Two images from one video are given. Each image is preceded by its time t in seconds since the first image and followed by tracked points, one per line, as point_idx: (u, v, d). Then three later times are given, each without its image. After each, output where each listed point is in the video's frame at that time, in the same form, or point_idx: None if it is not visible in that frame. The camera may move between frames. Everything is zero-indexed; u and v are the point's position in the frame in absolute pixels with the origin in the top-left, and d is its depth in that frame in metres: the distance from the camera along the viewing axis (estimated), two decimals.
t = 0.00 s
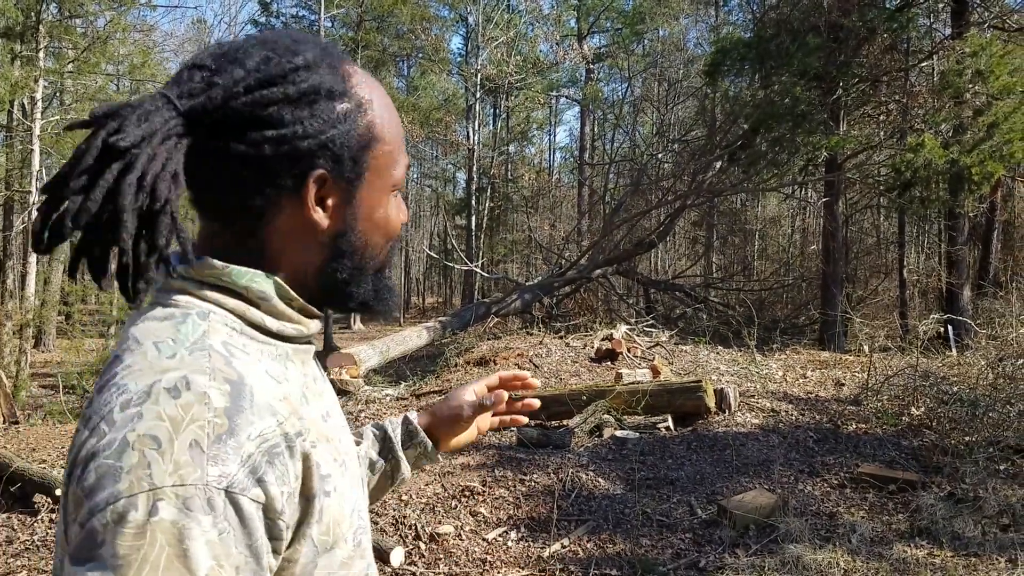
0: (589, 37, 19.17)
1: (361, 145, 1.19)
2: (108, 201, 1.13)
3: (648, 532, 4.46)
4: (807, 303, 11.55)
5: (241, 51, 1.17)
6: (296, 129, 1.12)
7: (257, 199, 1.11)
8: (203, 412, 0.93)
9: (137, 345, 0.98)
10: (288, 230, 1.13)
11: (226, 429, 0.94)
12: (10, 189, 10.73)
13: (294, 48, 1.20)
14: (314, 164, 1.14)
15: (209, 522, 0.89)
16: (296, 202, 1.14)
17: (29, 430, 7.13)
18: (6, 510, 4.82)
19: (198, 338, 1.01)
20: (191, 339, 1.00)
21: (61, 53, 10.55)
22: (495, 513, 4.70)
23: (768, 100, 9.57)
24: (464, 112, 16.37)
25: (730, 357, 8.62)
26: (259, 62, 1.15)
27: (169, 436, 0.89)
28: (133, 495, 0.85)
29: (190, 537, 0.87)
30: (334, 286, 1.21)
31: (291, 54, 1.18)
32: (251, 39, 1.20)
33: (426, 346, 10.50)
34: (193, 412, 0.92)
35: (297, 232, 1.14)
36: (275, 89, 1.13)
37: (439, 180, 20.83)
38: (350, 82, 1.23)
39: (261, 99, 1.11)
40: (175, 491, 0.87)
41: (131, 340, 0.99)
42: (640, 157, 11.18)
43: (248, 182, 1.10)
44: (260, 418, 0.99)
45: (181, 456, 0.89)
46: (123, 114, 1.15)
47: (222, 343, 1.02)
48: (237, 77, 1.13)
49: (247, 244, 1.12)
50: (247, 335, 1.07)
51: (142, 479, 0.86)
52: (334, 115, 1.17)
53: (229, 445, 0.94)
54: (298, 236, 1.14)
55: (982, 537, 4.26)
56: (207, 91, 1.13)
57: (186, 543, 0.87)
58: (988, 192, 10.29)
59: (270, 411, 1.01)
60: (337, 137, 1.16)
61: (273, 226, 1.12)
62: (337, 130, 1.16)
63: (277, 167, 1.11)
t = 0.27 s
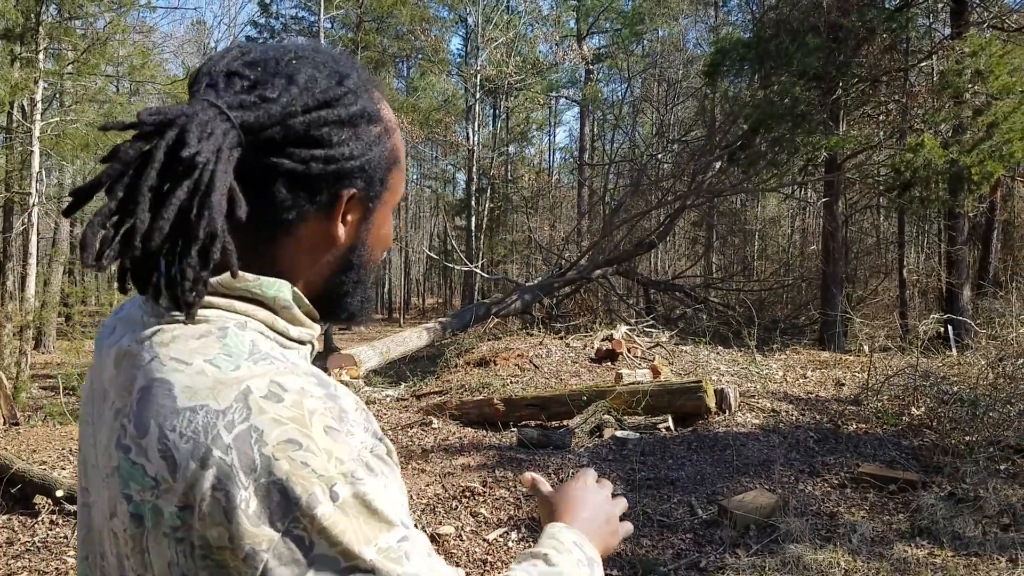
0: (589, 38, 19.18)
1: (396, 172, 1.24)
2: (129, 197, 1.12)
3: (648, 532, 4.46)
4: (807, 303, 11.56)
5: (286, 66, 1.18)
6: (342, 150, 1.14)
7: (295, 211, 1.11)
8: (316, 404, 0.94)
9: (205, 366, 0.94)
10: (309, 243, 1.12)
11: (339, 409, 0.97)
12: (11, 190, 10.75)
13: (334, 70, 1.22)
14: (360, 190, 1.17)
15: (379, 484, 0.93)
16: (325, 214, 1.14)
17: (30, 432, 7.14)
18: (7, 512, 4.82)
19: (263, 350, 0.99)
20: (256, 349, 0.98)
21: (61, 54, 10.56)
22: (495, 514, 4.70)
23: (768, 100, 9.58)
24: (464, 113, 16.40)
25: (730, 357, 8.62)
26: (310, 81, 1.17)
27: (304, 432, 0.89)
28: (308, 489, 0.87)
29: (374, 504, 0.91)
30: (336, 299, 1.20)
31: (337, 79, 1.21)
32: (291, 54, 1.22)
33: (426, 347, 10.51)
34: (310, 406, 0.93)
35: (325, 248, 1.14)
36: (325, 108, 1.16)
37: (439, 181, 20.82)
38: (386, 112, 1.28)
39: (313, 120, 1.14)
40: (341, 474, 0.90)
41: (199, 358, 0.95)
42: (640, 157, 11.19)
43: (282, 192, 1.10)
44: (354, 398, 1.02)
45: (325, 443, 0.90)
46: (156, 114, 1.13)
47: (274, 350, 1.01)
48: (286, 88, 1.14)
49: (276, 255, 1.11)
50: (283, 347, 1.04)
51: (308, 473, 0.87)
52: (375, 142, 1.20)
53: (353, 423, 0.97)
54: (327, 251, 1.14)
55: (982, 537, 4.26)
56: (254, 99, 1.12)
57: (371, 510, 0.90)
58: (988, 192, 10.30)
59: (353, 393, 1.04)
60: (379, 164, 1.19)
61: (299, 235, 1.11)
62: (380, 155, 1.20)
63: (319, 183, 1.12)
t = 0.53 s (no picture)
0: (588, 38, 19.17)
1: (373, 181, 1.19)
2: (94, 215, 1.11)
3: (648, 534, 4.47)
4: (807, 304, 11.56)
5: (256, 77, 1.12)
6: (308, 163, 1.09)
7: (266, 226, 1.08)
8: (354, 370, 1.01)
9: (238, 367, 0.97)
10: (280, 253, 1.10)
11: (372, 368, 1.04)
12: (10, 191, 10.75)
13: (307, 79, 1.16)
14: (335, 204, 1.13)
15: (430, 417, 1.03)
16: (291, 224, 1.10)
17: (29, 432, 7.13)
18: (7, 513, 4.81)
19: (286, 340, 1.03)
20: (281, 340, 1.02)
21: (61, 55, 10.56)
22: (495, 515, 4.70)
23: (768, 101, 9.58)
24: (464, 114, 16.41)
25: (730, 358, 8.63)
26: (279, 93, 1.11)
27: (362, 401, 0.97)
28: (384, 446, 0.96)
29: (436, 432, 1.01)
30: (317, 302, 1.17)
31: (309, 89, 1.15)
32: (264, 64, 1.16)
33: (426, 347, 10.51)
34: (355, 376, 0.99)
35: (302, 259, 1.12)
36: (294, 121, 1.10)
37: (439, 181, 20.82)
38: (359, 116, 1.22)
39: (277, 133, 1.08)
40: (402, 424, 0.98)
41: (233, 357, 0.98)
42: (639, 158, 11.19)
43: (247, 204, 1.07)
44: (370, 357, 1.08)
45: (381, 401, 0.98)
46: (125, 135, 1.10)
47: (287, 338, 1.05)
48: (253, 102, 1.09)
49: (247, 265, 1.08)
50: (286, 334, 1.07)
51: (380, 432, 0.96)
52: (345, 154, 1.14)
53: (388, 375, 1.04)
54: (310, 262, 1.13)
55: (982, 538, 4.25)
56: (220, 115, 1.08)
57: (432, 441, 1.00)
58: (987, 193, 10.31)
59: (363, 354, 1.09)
60: (351, 177, 1.14)
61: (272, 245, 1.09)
62: (352, 166, 1.15)
63: (283, 196, 1.08)
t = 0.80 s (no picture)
0: (589, 38, 19.09)
1: (285, 175, 1.17)
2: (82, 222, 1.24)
3: (649, 536, 4.44)
4: (809, 305, 11.52)
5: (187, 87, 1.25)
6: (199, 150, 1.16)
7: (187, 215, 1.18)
8: (352, 361, 1.15)
9: (251, 369, 1.09)
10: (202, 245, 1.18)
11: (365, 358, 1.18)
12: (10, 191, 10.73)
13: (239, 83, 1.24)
14: (238, 198, 1.16)
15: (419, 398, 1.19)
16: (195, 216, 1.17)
17: (29, 433, 7.12)
18: (5, 514, 4.80)
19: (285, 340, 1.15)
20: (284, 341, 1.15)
21: (61, 54, 10.55)
22: (495, 516, 4.67)
23: (770, 101, 9.54)
24: (465, 114, 16.36)
25: (731, 359, 8.60)
26: (196, 99, 1.21)
27: (370, 391, 1.12)
28: (394, 428, 1.12)
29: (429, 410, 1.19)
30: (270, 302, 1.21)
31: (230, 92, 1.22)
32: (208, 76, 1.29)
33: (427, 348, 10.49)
34: (361, 370, 1.14)
35: (216, 249, 1.17)
36: (206, 122, 1.18)
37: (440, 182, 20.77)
38: (300, 118, 1.21)
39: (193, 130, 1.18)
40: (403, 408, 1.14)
41: (246, 361, 1.10)
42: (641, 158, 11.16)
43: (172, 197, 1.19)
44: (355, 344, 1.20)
45: (384, 389, 1.14)
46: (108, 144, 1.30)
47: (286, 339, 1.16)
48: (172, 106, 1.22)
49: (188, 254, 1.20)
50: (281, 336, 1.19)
51: (388, 417, 1.12)
52: (240, 148, 1.16)
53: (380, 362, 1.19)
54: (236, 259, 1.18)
55: (985, 540, 4.22)
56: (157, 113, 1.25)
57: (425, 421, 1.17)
58: (991, 193, 10.26)
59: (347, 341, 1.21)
60: (249, 170, 1.15)
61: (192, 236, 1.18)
62: (253, 160, 1.15)
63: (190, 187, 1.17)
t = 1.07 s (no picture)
0: (588, 41, 19.12)
1: (285, 176, 1.19)
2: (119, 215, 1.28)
3: (647, 537, 4.46)
4: (807, 307, 11.55)
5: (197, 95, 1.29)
6: (207, 152, 1.19)
7: (192, 214, 1.20)
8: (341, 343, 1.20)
9: (249, 355, 1.13)
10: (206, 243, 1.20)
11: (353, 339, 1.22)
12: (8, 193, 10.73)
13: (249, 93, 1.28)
14: (241, 196, 1.18)
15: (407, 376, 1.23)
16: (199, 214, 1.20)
17: (28, 434, 7.13)
18: (5, 515, 4.81)
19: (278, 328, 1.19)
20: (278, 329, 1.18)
21: (59, 56, 10.55)
22: (493, 518, 4.69)
23: (768, 104, 9.57)
24: (463, 116, 16.39)
25: (729, 361, 8.62)
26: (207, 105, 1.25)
27: (361, 370, 1.16)
28: (385, 405, 1.17)
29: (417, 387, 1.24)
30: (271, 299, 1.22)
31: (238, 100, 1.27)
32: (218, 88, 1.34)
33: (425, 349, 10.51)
34: (351, 352, 1.18)
35: (219, 246, 1.19)
36: (216, 125, 1.22)
37: (438, 184, 20.80)
38: (303, 125, 1.24)
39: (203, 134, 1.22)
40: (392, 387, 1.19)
41: (243, 349, 1.13)
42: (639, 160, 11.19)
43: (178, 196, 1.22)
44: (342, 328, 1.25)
45: (374, 367, 1.18)
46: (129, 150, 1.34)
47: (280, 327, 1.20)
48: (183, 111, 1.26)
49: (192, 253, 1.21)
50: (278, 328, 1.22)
51: (380, 394, 1.16)
52: (246, 149, 1.19)
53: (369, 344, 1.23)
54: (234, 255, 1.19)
55: (981, 542, 4.24)
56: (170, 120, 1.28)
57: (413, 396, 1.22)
58: (987, 196, 10.30)
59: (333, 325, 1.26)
60: (252, 170, 1.18)
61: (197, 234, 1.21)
62: (255, 160, 1.18)
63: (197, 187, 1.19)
